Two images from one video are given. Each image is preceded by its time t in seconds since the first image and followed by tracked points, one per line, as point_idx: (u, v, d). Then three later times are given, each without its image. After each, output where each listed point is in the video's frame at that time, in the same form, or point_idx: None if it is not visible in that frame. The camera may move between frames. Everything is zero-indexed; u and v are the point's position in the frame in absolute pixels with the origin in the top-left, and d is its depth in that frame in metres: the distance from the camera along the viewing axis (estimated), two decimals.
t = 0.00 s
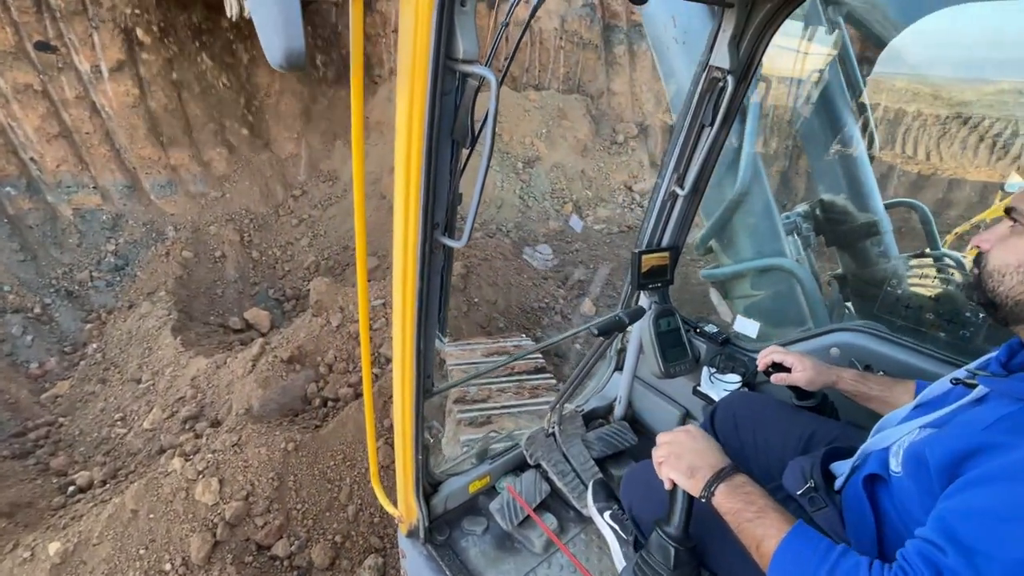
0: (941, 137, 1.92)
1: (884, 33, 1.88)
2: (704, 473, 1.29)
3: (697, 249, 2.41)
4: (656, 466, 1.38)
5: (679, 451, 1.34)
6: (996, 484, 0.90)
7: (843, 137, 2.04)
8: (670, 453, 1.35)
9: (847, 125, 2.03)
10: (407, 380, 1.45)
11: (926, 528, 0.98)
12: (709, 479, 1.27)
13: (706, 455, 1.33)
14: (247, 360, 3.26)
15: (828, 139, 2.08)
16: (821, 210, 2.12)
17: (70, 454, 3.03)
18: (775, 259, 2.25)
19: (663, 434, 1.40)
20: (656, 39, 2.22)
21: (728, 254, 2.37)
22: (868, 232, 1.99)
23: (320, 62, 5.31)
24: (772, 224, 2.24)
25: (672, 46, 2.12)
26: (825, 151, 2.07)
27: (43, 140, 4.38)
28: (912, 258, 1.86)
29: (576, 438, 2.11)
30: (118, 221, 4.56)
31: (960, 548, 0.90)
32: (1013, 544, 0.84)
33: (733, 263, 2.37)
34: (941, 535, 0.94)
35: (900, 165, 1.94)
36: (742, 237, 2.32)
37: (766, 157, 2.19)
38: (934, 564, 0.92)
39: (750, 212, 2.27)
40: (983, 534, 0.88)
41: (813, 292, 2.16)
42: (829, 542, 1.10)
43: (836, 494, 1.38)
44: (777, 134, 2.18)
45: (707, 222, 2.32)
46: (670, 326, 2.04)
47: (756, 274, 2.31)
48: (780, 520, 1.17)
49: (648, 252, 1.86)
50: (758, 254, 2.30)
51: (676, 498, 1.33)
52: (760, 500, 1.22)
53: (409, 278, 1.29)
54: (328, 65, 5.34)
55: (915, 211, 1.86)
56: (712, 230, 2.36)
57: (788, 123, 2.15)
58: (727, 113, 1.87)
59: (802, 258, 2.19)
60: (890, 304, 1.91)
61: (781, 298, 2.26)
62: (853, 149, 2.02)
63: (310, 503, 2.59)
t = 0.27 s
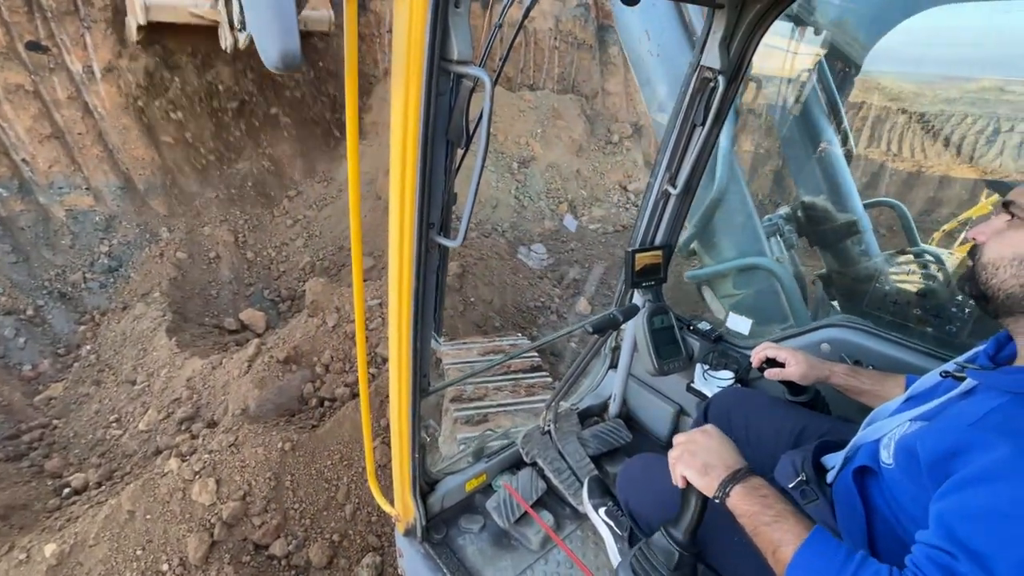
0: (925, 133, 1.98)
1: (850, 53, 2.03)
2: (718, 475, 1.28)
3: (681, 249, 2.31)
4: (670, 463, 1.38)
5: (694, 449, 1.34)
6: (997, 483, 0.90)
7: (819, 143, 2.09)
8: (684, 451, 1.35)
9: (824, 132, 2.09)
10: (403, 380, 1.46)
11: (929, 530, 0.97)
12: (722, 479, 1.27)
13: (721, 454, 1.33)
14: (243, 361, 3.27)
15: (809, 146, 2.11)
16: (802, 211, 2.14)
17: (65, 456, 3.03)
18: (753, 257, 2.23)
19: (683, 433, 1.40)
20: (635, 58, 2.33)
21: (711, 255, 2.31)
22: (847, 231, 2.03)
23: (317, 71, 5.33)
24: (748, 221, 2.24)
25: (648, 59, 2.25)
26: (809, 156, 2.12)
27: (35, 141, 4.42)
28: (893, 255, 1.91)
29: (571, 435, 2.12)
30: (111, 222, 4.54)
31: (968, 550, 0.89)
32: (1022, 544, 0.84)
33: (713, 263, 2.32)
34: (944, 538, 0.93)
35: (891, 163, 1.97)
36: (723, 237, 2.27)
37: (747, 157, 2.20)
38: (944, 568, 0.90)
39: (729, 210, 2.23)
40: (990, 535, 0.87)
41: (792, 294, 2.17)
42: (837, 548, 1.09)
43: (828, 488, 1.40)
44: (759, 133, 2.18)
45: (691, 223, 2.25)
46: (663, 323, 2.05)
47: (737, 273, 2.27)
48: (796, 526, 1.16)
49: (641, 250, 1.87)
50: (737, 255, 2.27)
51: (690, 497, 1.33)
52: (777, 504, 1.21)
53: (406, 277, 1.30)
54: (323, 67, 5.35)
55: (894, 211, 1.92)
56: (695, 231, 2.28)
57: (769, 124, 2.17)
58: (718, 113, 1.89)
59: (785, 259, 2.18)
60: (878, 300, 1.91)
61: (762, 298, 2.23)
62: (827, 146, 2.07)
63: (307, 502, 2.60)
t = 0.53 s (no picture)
0: (916, 130, 1.98)
1: (837, 74, 2.06)
2: (724, 466, 1.29)
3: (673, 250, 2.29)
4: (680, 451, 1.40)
5: (702, 439, 1.36)
6: (983, 474, 0.91)
7: (803, 145, 2.12)
8: (693, 440, 1.37)
9: (809, 136, 2.11)
10: (404, 376, 1.47)
11: (919, 521, 0.98)
12: (729, 468, 1.29)
13: (729, 445, 1.35)
14: (244, 359, 3.28)
15: (797, 152, 2.14)
16: (791, 213, 2.18)
17: (67, 454, 3.03)
18: (739, 256, 2.27)
19: (699, 425, 1.41)
20: (620, 67, 2.33)
21: (699, 254, 2.31)
22: (836, 230, 2.07)
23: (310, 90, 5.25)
24: (733, 219, 2.27)
25: (631, 68, 2.25)
26: (797, 158, 2.15)
27: (35, 141, 4.42)
28: (881, 254, 1.94)
29: (570, 431, 2.12)
30: (111, 222, 4.58)
31: (961, 541, 0.90)
32: (1012, 535, 0.85)
33: (702, 263, 2.32)
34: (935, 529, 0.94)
35: (889, 164, 1.97)
36: (711, 238, 2.29)
37: (734, 158, 2.20)
38: (939, 560, 0.91)
39: (717, 209, 2.24)
40: (982, 527, 0.88)
41: (779, 293, 2.20)
42: (839, 539, 1.09)
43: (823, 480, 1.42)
44: (746, 134, 2.19)
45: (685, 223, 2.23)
46: (660, 320, 2.06)
47: (725, 272, 2.29)
48: (799, 516, 1.17)
49: (639, 248, 1.89)
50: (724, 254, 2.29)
51: (698, 488, 1.35)
52: (782, 493, 1.22)
53: (407, 274, 1.31)
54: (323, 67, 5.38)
55: (882, 212, 1.95)
56: (684, 233, 2.27)
57: (757, 128, 2.18)
58: (714, 111, 1.91)
59: (773, 259, 2.21)
60: (872, 296, 1.94)
61: (751, 296, 2.25)
62: (813, 150, 2.10)
63: (309, 499, 2.61)
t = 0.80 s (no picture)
0: (916, 130, 1.97)
1: (832, 78, 2.10)
2: (719, 452, 1.32)
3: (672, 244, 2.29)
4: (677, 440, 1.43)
5: (699, 427, 1.39)
6: (951, 459, 0.95)
7: (799, 145, 2.16)
8: (692, 428, 1.39)
9: (805, 135, 2.15)
10: (405, 371, 1.49)
11: (897, 507, 1.01)
12: (723, 454, 1.31)
13: (726, 433, 1.37)
14: (246, 356, 3.30)
15: (792, 154, 2.18)
16: (787, 212, 2.20)
17: (70, 450, 3.06)
18: (735, 252, 2.27)
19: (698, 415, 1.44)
20: (615, 70, 2.32)
21: (697, 252, 2.31)
22: (832, 228, 2.09)
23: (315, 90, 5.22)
24: (729, 216, 2.27)
25: (626, 70, 2.26)
26: (794, 158, 2.17)
27: (39, 139, 4.45)
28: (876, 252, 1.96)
29: (568, 426, 2.13)
30: (114, 221, 4.59)
31: (936, 525, 0.94)
32: (981, 517, 0.89)
33: (699, 260, 2.32)
34: (913, 514, 0.97)
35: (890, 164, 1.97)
36: (708, 235, 2.29)
37: (734, 159, 2.22)
38: (918, 544, 0.95)
39: (713, 206, 2.24)
40: (953, 510, 0.92)
41: (776, 291, 2.20)
42: (828, 524, 1.12)
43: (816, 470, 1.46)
44: (744, 133, 2.19)
45: (683, 221, 2.23)
46: (659, 315, 2.08)
47: (721, 269, 2.30)
48: (791, 502, 1.19)
49: (637, 244, 1.91)
50: (720, 250, 2.29)
51: (694, 475, 1.37)
52: (776, 480, 1.24)
53: (406, 268, 1.34)
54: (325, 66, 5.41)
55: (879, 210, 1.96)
56: (681, 232, 2.28)
57: (757, 128, 2.20)
58: (712, 108, 1.92)
59: (772, 258, 2.22)
60: (866, 291, 1.96)
61: (747, 293, 2.26)
62: (810, 151, 2.13)
63: (310, 494, 2.63)
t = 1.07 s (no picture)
0: (920, 128, 1.99)
1: (832, 76, 2.14)
2: (719, 444, 1.33)
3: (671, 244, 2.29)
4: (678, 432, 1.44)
5: (700, 419, 1.40)
6: (933, 448, 0.98)
7: (802, 144, 2.17)
8: (692, 421, 1.40)
9: (807, 134, 2.16)
10: (405, 367, 1.51)
11: (885, 497, 1.04)
12: (722, 446, 1.32)
13: (727, 425, 1.37)
14: (249, 352, 3.31)
15: (794, 153, 2.19)
16: (789, 211, 2.20)
17: (75, 445, 3.09)
18: (735, 249, 2.27)
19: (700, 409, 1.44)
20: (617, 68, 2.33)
21: (698, 250, 2.32)
22: (834, 227, 2.09)
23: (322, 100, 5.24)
24: (731, 215, 2.26)
25: (628, 67, 2.27)
26: (795, 156, 2.19)
27: (45, 136, 4.49)
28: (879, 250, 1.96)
29: (569, 422, 2.14)
30: (119, 218, 4.59)
31: (922, 513, 0.97)
32: (966, 504, 0.92)
33: (700, 258, 2.32)
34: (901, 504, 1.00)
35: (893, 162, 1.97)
36: (709, 234, 2.29)
37: (738, 158, 2.23)
38: (907, 532, 0.98)
39: (714, 203, 2.24)
40: (937, 497, 0.95)
41: (777, 289, 2.21)
42: (824, 515, 1.14)
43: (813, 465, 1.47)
44: (746, 131, 2.19)
45: (683, 219, 2.24)
46: (659, 312, 2.09)
47: (722, 266, 2.30)
48: (789, 494, 1.20)
49: (638, 241, 1.91)
50: (721, 247, 2.29)
51: (694, 466, 1.38)
52: (773, 472, 1.25)
53: (407, 264, 1.35)
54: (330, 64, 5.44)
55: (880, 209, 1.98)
56: (682, 231, 2.29)
57: (759, 126, 2.20)
58: (713, 106, 1.93)
59: (774, 256, 2.22)
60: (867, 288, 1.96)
61: (749, 290, 2.27)
62: (812, 150, 2.14)
63: (313, 490, 2.65)
